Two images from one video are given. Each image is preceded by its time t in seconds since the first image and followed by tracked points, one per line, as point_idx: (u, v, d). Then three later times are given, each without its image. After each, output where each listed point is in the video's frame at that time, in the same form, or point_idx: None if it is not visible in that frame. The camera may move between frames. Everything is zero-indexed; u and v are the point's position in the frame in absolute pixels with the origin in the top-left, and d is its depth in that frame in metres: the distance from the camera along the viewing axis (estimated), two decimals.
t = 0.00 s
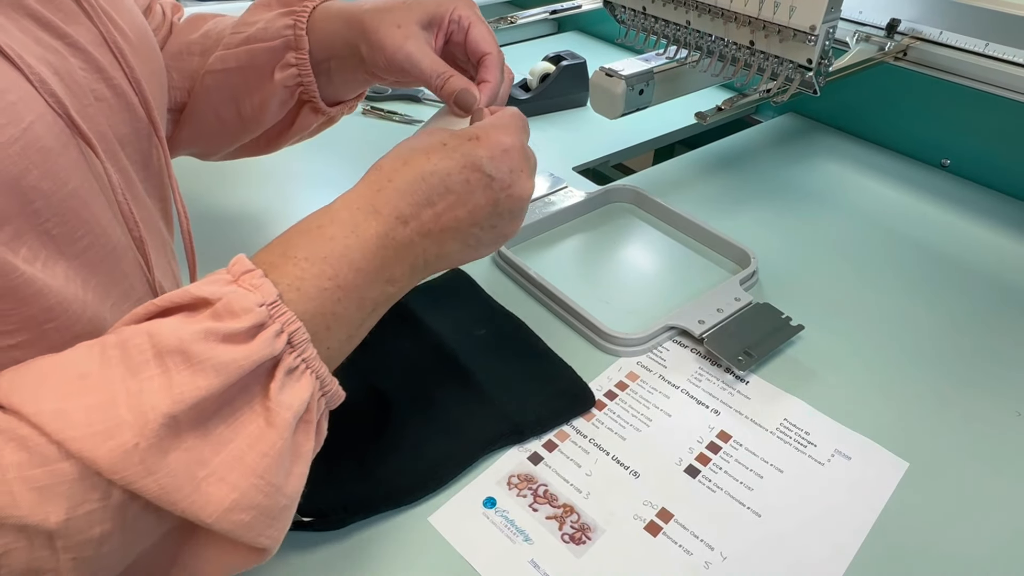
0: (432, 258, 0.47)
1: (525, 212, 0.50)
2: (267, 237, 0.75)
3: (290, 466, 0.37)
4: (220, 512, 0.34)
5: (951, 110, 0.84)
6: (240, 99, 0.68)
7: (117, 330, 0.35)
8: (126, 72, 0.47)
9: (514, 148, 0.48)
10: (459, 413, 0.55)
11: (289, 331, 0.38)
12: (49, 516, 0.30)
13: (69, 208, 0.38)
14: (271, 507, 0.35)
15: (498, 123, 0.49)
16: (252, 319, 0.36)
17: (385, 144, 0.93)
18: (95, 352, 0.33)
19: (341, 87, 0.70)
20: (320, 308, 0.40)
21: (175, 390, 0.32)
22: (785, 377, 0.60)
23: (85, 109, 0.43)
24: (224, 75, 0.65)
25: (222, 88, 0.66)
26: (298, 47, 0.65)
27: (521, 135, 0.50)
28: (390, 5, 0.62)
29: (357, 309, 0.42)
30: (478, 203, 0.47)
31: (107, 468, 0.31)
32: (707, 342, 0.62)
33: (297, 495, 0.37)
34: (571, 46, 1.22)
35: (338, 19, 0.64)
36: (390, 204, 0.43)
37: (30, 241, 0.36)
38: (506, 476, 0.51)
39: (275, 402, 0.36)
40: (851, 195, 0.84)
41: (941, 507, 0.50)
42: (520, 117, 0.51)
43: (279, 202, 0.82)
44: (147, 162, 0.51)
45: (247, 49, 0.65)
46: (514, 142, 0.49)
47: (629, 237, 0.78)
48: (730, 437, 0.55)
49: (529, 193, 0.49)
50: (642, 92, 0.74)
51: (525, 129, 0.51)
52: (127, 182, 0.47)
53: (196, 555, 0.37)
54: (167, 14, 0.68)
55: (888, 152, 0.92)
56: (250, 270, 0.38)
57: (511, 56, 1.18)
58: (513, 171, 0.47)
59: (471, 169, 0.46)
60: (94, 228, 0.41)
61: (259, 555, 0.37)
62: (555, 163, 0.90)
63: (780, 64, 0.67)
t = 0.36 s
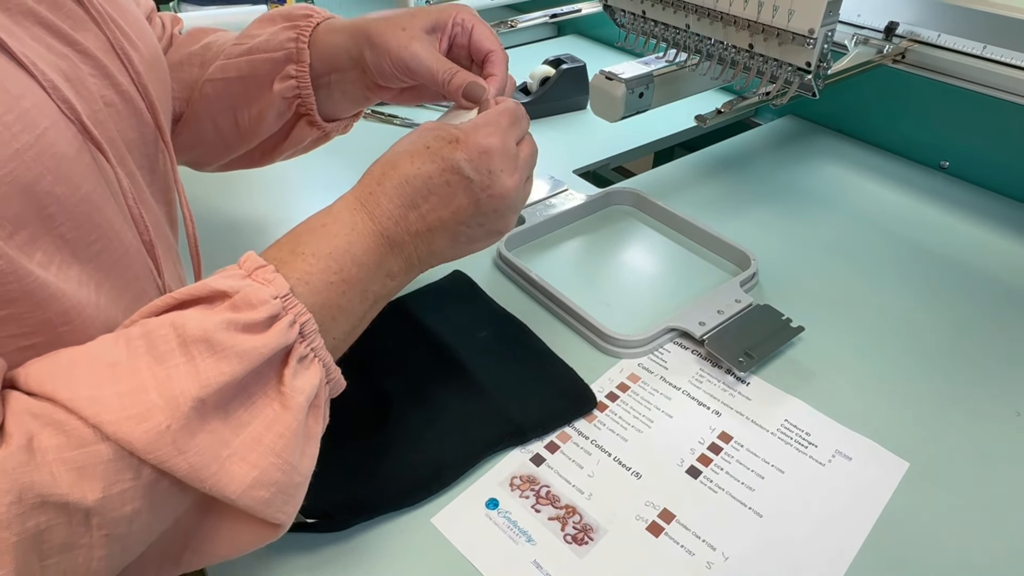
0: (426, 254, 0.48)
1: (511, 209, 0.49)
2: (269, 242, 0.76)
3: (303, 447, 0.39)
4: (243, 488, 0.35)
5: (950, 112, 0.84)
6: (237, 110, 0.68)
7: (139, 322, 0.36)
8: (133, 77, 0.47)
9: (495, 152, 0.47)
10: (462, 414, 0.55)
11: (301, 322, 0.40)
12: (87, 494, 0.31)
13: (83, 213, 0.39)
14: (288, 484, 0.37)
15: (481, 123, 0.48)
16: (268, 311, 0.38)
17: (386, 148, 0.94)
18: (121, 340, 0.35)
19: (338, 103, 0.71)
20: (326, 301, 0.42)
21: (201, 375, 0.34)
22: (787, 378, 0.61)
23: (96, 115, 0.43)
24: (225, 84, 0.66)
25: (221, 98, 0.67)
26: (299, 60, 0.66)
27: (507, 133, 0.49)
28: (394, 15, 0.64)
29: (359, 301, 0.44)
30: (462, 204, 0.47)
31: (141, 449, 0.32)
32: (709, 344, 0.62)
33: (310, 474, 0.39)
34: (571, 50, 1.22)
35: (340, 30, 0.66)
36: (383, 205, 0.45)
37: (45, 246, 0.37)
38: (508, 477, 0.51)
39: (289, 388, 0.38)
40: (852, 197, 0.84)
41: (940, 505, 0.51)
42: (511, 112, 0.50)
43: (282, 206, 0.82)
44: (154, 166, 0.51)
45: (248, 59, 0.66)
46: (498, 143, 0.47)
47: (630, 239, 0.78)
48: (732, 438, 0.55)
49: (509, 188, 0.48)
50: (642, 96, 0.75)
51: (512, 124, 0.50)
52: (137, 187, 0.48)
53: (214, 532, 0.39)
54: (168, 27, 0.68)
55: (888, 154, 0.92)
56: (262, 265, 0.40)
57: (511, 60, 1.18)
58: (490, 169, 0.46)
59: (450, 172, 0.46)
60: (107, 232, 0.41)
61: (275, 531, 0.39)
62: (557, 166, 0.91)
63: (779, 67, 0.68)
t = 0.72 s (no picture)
0: (426, 256, 0.48)
1: (511, 212, 0.51)
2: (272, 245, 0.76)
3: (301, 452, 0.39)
4: (239, 492, 0.36)
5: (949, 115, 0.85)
6: (239, 115, 0.69)
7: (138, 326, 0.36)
8: (138, 82, 0.48)
9: (499, 158, 0.48)
10: (465, 416, 0.55)
11: (297, 327, 0.40)
12: (83, 500, 0.32)
13: (91, 217, 0.39)
14: (284, 489, 0.38)
15: (484, 128, 0.49)
16: (265, 315, 0.38)
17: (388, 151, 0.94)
18: (119, 345, 0.35)
19: (339, 105, 0.71)
20: (324, 305, 0.42)
21: (197, 381, 0.34)
22: (787, 379, 0.61)
23: (103, 120, 0.44)
24: (226, 90, 0.67)
25: (222, 104, 0.67)
26: (297, 64, 0.67)
27: (510, 137, 0.50)
28: (387, 19, 0.65)
29: (356, 305, 0.44)
30: (464, 208, 0.48)
31: (137, 453, 0.32)
32: (709, 345, 0.62)
33: (307, 478, 0.39)
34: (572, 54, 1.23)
35: (339, 35, 0.66)
36: (384, 208, 0.45)
37: (55, 249, 0.37)
38: (511, 478, 0.52)
39: (285, 392, 0.38)
40: (851, 199, 0.85)
41: (940, 504, 0.51)
42: (514, 116, 0.51)
43: (285, 209, 0.83)
44: (159, 170, 0.52)
45: (247, 65, 0.66)
46: (502, 147, 0.48)
47: (630, 242, 0.79)
48: (733, 439, 0.55)
49: (510, 193, 0.49)
50: (642, 99, 0.75)
51: (517, 129, 0.51)
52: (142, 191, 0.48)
53: (213, 534, 0.39)
54: (168, 36, 0.69)
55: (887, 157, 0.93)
56: (259, 270, 0.40)
57: (512, 64, 1.19)
58: (493, 173, 0.48)
59: (451, 173, 0.47)
60: (114, 236, 0.41)
61: (272, 536, 0.39)
62: (558, 169, 0.91)
63: (778, 71, 0.69)
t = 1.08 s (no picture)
0: (370, 230, 0.44)
1: (457, 173, 0.44)
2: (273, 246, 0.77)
3: (248, 432, 0.38)
4: (184, 476, 0.35)
5: (948, 116, 0.85)
6: (224, 132, 0.69)
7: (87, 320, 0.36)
8: (143, 85, 0.48)
9: (434, 110, 0.43)
10: (466, 415, 0.56)
11: (233, 302, 0.39)
12: (28, 494, 0.31)
13: (93, 217, 0.40)
14: (232, 471, 0.37)
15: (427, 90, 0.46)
16: (195, 289, 0.37)
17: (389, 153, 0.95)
18: (67, 340, 0.35)
19: (320, 114, 0.71)
20: (261, 279, 0.40)
21: (131, 360, 0.34)
22: (787, 379, 0.61)
23: (105, 122, 0.44)
24: (207, 110, 0.67)
25: (206, 121, 0.67)
26: (273, 81, 0.67)
27: (451, 97, 0.45)
28: (358, 27, 0.62)
29: (301, 282, 0.42)
30: (402, 169, 0.43)
31: (78, 441, 0.32)
32: (710, 345, 0.63)
33: (259, 461, 0.39)
34: (573, 56, 1.23)
35: (309, 52, 0.65)
36: (321, 181, 0.44)
37: (56, 249, 0.38)
38: (513, 477, 0.52)
39: (221, 370, 0.37)
40: (851, 199, 0.85)
41: (939, 503, 0.51)
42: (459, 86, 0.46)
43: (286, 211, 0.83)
44: (163, 172, 0.52)
45: (223, 84, 0.66)
46: (438, 103, 0.44)
47: (631, 243, 0.79)
48: (734, 438, 0.56)
49: (449, 145, 0.43)
50: (643, 101, 0.76)
51: (466, 99, 0.46)
52: (145, 193, 0.48)
53: (171, 531, 0.38)
54: (167, 39, 0.69)
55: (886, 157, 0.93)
56: (198, 250, 0.39)
57: (513, 66, 1.19)
58: (427, 127, 0.43)
59: (386, 135, 0.44)
60: (117, 236, 0.42)
61: (231, 526, 0.38)
62: (558, 171, 0.92)
63: (778, 72, 0.69)
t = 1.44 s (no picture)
0: (403, 225, 0.43)
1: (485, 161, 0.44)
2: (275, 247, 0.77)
3: (266, 436, 0.38)
4: (199, 478, 0.35)
5: (950, 117, 0.85)
6: (228, 126, 0.70)
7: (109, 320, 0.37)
8: (141, 85, 0.49)
9: (457, 103, 0.44)
10: (469, 414, 0.56)
11: (257, 303, 0.39)
12: (44, 490, 0.31)
13: (90, 216, 0.40)
14: (250, 474, 0.37)
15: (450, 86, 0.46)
16: (219, 290, 0.37)
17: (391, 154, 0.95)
18: (89, 340, 0.36)
19: (325, 106, 0.71)
20: (286, 281, 0.40)
21: (150, 360, 0.34)
22: (785, 378, 0.62)
23: (102, 120, 0.44)
24: (213, 104, 0.67)
25: (211, 116, 0.68)
26: (279, 74, 0.67)
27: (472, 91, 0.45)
28: (363, 22, 0.63)
29: (329, 285, 0.41)
30: (430, 161, 0.43)
31: (93, 440, 0.32)
32: (711, 345, 0.63)
33: (277, 466, 0.39)
34: (574, 57, 1.24)
35: (312, 44, 0.65)
36: (349, 179, 0.43)
37: (55, 248, 0.38)
38: (516, 476, 0.52)
39: (243, 372, 0.37)
40: (851, 200, 0.85)
41: (938, 502, 0.51)
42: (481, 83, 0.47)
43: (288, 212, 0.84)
44: (162, 171, 0.53)
45: (229, 79, 0.66)
46: (461, 97, 0.44)
47: (632, 243, 0.79)
48: (735, 437, 0.56)
49: (477, 133, 0.43)
50: (644, 102, 0.76)
51: (480, 90, 0.46)
52: (143, 192, 0.49)
53: (187, 532, 0.39)
54: (169, 38, 0.69)
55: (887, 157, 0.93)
56: (223, 253, 0.39)
57: (514, 67, 1.20)
58: (454, 118, 0.43)
59: (411, 129, 0.43)
60: (115, 235, 0.42)
61: (245, 530, 0.38)
62: (559, 171, 0.92)
63: (778, 73, 0.69)
